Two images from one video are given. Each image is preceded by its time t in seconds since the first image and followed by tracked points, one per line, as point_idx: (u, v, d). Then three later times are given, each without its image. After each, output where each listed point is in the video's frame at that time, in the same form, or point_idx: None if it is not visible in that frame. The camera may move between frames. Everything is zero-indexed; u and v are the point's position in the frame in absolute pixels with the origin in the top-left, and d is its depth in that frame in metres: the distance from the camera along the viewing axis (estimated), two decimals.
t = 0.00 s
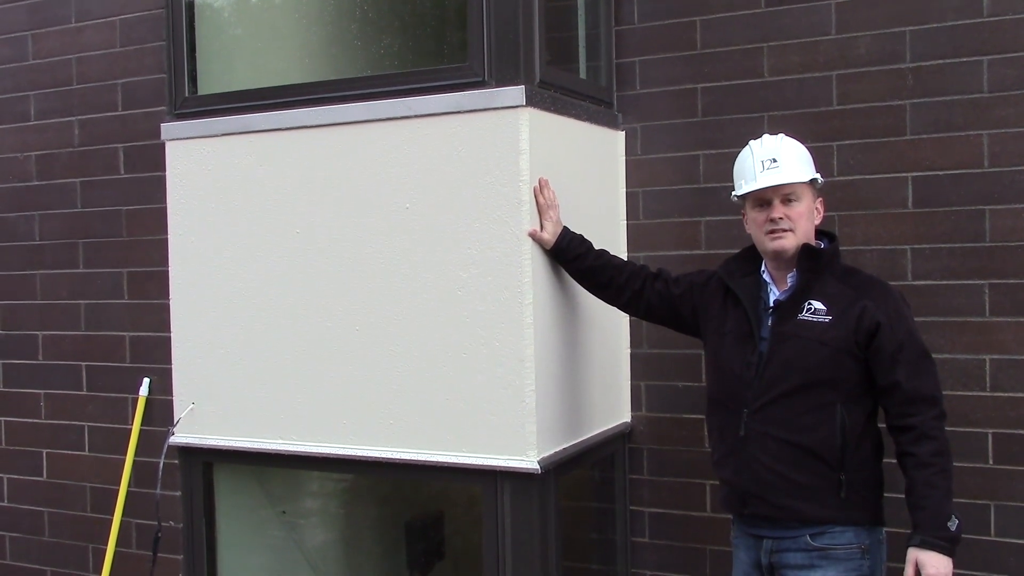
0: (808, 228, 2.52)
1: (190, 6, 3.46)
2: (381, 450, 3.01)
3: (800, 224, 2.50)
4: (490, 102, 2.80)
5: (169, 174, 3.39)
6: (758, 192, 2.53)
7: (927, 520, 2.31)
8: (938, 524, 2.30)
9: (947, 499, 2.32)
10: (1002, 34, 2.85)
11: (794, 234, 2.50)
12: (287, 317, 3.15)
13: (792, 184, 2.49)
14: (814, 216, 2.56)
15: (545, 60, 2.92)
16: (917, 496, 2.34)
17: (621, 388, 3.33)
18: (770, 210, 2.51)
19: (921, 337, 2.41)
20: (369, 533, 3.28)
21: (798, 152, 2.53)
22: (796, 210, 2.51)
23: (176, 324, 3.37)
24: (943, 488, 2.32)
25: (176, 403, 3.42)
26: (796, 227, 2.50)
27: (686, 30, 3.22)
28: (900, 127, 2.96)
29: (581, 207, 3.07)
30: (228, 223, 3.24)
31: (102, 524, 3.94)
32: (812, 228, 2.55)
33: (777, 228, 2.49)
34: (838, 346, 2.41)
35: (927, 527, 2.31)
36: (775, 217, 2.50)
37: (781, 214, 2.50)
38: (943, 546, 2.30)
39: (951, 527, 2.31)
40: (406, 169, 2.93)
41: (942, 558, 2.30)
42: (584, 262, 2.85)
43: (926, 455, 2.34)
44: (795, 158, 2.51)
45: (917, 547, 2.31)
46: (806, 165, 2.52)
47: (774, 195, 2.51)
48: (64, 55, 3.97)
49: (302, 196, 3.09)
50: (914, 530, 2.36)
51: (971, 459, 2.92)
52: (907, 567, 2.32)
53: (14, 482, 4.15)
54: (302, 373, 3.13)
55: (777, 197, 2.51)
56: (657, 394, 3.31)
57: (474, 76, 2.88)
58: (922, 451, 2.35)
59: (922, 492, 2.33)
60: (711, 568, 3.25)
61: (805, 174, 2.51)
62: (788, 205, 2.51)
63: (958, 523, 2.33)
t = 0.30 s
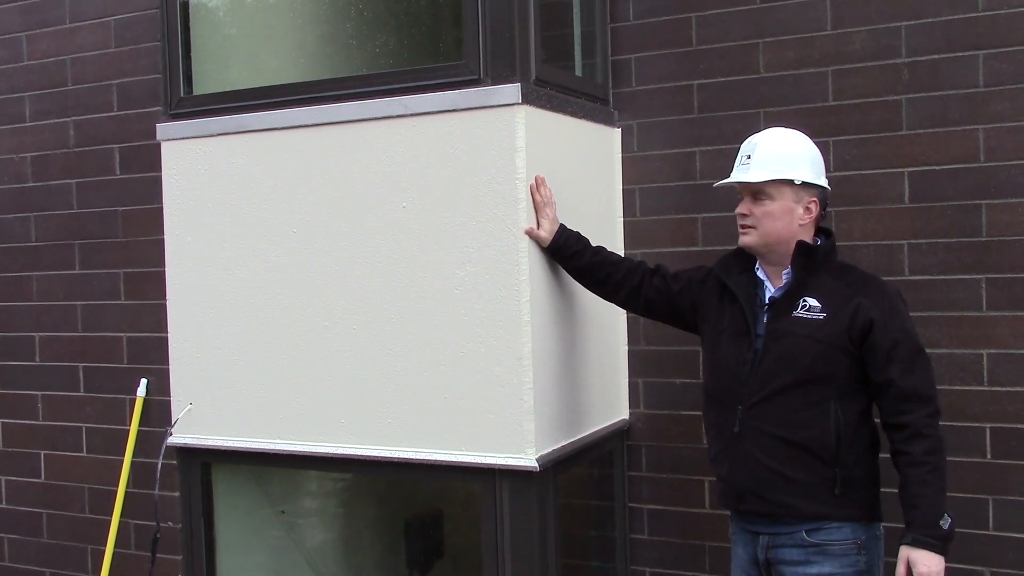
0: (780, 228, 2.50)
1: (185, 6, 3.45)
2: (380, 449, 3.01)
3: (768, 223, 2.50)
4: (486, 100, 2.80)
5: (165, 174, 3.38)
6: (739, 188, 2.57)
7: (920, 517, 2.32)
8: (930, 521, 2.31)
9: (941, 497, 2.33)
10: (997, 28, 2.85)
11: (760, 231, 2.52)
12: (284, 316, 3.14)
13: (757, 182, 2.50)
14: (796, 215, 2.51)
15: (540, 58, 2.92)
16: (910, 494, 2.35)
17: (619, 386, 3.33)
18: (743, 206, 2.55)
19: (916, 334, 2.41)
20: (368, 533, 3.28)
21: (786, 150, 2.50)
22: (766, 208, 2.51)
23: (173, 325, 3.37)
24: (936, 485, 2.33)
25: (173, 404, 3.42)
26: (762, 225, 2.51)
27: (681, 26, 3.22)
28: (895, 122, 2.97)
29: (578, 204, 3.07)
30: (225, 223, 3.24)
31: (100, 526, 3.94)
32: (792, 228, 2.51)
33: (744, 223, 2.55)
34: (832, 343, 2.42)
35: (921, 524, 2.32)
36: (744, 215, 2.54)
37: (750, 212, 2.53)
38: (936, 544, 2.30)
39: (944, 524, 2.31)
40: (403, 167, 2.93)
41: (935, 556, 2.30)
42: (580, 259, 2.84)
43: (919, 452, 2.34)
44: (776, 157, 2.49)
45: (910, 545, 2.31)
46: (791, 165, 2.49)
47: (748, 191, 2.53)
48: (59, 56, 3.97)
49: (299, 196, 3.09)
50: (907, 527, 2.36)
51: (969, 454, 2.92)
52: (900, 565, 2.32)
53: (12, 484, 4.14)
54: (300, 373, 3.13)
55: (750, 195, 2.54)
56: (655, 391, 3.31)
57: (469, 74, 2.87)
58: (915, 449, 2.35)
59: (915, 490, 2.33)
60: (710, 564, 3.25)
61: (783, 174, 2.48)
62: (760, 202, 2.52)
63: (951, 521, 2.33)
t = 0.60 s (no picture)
0: (761, 222, 2.51)
1: (180, 6, 3.45)
2: (377, 448, 3.01)
3: (748, 217, 2.53)
4: (481, 99, 2.80)
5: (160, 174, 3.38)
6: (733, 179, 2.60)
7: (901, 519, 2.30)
8: (912, 523, 2.28)
9: (924, 499, 2.29)
10: (993, 24, 2.85)
11: (741, 223, 2.55)
12: (280, 316, 3.14)
13: (740, 175, 2.53)
14: (778, 213, 2.50)
15: (536, 56, 2.92)
16: (893, 495, 2.32)
17: (617, 383, 3.33)
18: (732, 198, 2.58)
19: (906, 333, 2.37)
20: (366, 532, 3.28)
21: (778, 149, 2.49)
22: (748, 202, 2.53)
23: (170, 325, 3.37)
24: (918, 488, 2.30)
25: (171, 404, 3.42)
26: (743, 218, 2.54)
27: (677, 24, 3.22)
28: (891, 118, 2.97)
29: (574, 202, 3.07)
30: (220, 222, 3.24)
31: (98, 527, 3.94)
32: (774, 224, 2.51)
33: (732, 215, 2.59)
34: (816, 341, 2.40)
35: (903, 525, 2.29)
36: (732, 206, 2.58)
37: (737, 204, 2.57)
38: (916, 547, 2.28)
39: (927, 526, 2.28)
40: (398, 166, 2.93)
41: (916, 559, 2.28)
42: (577, 255, 2.84)
43: (902, 454, 2.31)
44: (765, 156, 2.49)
45: (891, 548, 2.29)
46: (780, 165, 2.48)
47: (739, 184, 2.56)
48: (53, 56, 3.96)
49: (295, 195, 3.09)
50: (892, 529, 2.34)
51: (967, 449, 2.92)
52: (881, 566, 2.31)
53: (10, 486, 4.14)
54: (296, 372, 3.13)
55: (739, 187, 2.57)
56: (653, 389, 3.31)
57: (465, 73, 2.87)
58: (898, 450, 2.32)
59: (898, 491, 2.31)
60: (708, 561, 3.25)
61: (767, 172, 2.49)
62: (745, 196, 2.55)
63: (935, 523, 2.30)
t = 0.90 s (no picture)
0: (741, 224, 2.52)
1: (176, 7, 3.44)
2: (375, 448, 3.01)
3: (732, 219, 2.54)
4: (478, 99, 2.80)
5: (157, 175, 3.38)
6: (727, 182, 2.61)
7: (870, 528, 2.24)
8: (879, 534, 2.22)
9: (895, 511, 2.22)
10: (988, 23, 2.85)
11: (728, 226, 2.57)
12: (276, 317, 3.14)
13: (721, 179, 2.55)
14: (756, 212, 2.50)
15: (532, 57, 2.92)
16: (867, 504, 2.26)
17: (614, 383, 3.33)
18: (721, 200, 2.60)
19: (890, 337, 2.29)
20: (364, 533, 3.28)
21: (757, 147, 2.48)
22: (730, 204, 2.54)
23: (167, 326, 3.37)
24: (890, 499, 2.22)
25: (168, 406, 3.42)
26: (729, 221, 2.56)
27: (673, 24, 3.22)
28: (887, 118, 2.97)
29: (571, 202, 3.07)
30: (218, 223, 3.24)
31: (95, 528, 3.93)
32: (756, 224, 2.50)
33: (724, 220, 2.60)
34: (796, 345, 2.38)
35: (872, 536, 2.23)
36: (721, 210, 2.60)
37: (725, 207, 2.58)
38: (882, 558, 2.22)
39: (899, 538, 2.21)
40: (395, 166, 2.93)
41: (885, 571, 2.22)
42: (593, 249, 2.85)
43: (875, 463, 2.24)
44: (743, 155, 2.49)
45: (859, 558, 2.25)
46: (758, 163, 2.47)
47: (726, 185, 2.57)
48: (50, 58, 3.96)
49: (292, 196, 3.09)
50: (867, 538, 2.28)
51: (964, 449, 2.93)
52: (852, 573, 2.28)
53: (7, 487, 4.13)
54: (294, 372, 3.13)
55: (726, 190, 2.58)
56: (650, 389, 3.32)
57: (462, 73, 2.87)
58: (873, 459, 2.25)
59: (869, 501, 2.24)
60: (706, 561, 3.25)
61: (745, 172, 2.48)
62: (727, 200, 2.56)
63: (909, 535, 2.22)
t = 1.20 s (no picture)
0: (731, 229, 2.52)
1: (174, 9, 3.44)
2: (371, 452, 3.01)
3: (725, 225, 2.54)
4: (475, 103, 2.80)
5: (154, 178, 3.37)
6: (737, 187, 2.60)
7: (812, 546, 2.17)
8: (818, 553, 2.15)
9: (838, 530, 2.14)
10: (985, 28, 2.86)
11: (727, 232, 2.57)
12: (273, 320, 3.14)
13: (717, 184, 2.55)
14: (736, 217, 2.48)
15: (530, 61, 2.93)
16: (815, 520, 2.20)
17: (610, 386, 3.34)
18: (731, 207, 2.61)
19: (848, 349, 2.20)
20: (361, 536, 3.28)
21: (739, 150, 2.47)
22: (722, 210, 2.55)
23: (163, 329, 3.36)
24: (832, 517, 2.14)
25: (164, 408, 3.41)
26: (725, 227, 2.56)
27: (670, 28, 3.23)
28: (883, 122, 2.98)
29: (567, 206, 3.07)
30: (215, 226, 3.24)
31: (92, 531, 3.93)
32: (740, 229, 2.49)
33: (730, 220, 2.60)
34: (763, 353, 2.34)
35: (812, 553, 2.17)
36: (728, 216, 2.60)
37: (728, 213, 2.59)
38: None
39: (837, 556, 2.14)
40: (392, 169, 2.93)
41: None
42: (675, 256, 2.88)
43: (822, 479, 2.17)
44: (727, 159, 2.49)
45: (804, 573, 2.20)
46: (739, 166, 2.46)
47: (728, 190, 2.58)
48: (47, 60, 3.96)
49: (288, 199, 3.09)
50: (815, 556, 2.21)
51: (960, 452, 2.94)
52: None
53: (4, 489, 4.13)
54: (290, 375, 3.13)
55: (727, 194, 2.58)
56: (647, 392, 3.32)
57: (459, 77, 2.88)
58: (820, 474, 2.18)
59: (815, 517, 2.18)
60: (702, 564, 3.26)
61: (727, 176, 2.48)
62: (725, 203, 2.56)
63: (850, 556, 2.14)
